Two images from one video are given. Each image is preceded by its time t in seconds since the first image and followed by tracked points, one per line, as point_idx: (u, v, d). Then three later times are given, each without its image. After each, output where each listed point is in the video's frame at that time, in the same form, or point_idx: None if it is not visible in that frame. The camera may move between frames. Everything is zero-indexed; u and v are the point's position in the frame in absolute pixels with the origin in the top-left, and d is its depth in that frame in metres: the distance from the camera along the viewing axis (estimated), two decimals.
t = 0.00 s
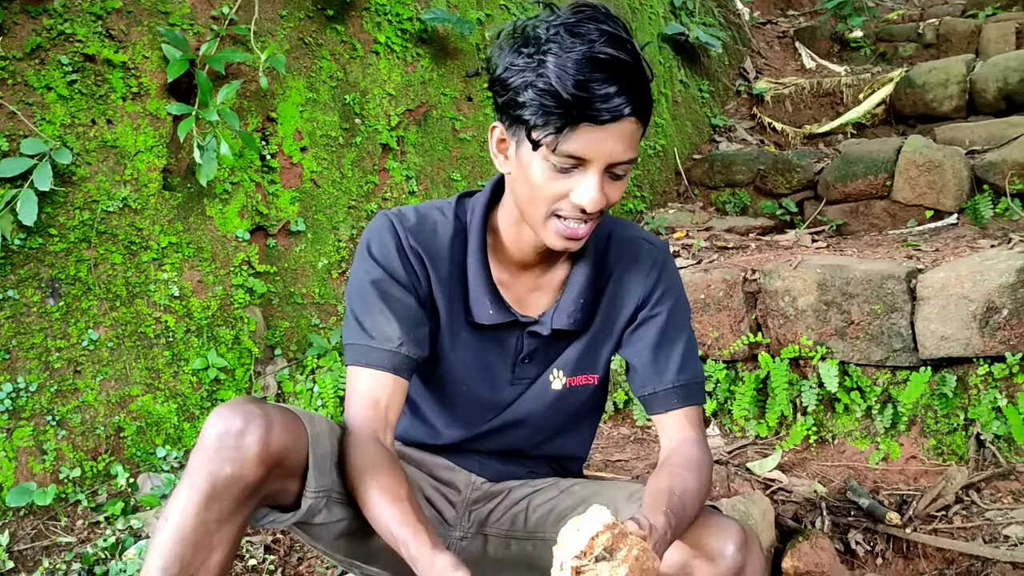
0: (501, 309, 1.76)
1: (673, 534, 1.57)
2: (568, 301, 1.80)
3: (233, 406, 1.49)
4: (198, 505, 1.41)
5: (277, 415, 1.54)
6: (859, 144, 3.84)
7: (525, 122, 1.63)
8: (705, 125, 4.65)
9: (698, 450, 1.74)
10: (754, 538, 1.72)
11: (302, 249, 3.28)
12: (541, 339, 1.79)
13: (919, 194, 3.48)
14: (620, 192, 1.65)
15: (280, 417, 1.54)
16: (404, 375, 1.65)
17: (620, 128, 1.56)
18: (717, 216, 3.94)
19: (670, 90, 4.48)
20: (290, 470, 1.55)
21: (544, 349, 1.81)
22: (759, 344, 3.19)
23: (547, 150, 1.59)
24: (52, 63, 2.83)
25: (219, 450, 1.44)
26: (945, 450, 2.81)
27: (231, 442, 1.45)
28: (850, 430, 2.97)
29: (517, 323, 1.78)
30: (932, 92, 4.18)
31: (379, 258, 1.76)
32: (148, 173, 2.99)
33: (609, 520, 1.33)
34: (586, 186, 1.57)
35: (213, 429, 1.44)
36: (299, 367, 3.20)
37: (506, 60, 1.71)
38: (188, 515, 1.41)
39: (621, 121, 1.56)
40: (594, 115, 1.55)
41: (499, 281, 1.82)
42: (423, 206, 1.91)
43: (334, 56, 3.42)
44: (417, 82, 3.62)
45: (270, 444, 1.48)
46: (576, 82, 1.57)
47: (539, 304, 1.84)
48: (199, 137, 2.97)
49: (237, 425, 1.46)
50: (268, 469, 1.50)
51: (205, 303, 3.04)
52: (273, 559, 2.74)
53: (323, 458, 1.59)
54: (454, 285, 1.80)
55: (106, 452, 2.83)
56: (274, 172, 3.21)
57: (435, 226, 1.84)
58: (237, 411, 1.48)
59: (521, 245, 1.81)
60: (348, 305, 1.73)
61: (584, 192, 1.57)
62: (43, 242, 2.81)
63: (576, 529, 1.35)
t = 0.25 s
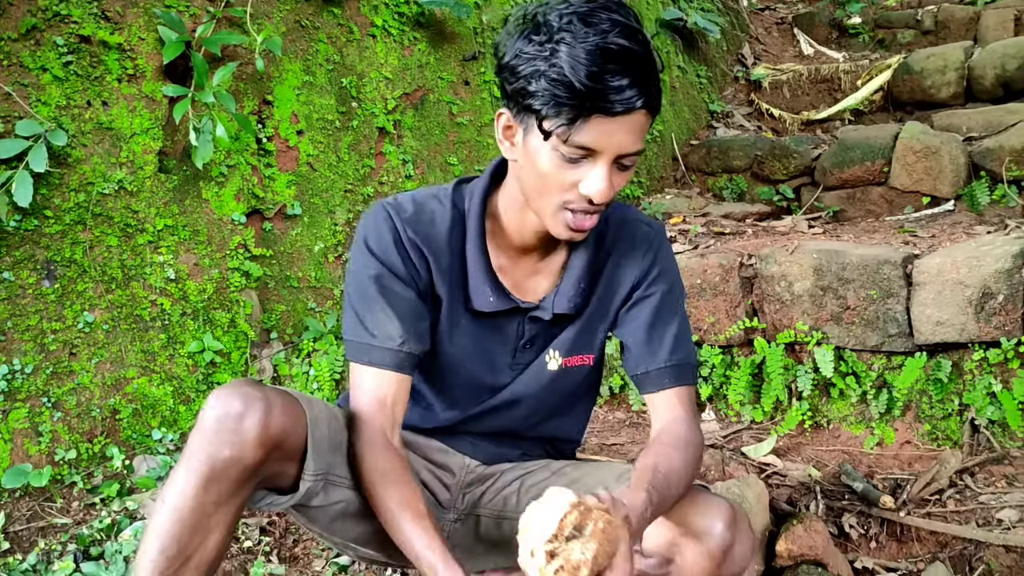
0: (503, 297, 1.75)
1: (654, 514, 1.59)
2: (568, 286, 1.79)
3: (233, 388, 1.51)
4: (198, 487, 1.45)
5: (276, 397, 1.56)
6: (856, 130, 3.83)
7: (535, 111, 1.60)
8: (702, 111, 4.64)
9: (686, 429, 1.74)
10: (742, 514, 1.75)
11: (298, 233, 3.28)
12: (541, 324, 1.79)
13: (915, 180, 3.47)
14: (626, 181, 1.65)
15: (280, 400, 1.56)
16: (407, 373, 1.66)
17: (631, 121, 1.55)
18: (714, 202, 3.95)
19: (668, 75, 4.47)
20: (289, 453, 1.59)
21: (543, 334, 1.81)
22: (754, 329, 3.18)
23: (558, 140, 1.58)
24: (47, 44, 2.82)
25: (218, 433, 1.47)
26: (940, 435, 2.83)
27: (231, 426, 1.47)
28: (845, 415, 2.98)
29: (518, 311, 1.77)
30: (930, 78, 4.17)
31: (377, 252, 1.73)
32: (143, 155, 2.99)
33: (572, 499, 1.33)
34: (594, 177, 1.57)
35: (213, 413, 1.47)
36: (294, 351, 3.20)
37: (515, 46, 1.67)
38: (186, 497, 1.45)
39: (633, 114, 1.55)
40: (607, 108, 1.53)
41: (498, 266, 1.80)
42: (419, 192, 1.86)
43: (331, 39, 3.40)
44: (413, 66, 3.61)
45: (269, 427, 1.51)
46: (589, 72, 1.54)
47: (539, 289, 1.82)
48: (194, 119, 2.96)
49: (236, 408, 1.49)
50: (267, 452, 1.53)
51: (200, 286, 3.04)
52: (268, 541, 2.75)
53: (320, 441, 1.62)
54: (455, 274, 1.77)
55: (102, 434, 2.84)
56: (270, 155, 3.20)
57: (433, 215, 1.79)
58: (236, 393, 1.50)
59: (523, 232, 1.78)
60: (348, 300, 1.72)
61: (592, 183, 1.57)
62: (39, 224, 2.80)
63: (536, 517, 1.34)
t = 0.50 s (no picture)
0: (523, 299, 1.78)
1: (612, 475, 1.65)
2: (581, 277, 1.85)
3: (243, 378, 1.65)
4: (204, 473, 1.56)
5: (283, 387, 1.70)
6: (853, 119, 3.83)
7: (535, 113, 1.59)
8: (700, 100, 4.64)
9: (660, 403, 1.82)
10: (719, 484, 1.91)
11: (294, 220, 3.27)
12: (555, 316, 1.85)
13: (912, 170, 3.47)
14: (627, 182, 1.62)
15: (288, 390, 1.71)
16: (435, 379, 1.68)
17: (631, 124, 1.53)
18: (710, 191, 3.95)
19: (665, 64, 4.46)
20: (295, 440, 1.73)
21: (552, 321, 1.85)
22: (750, 317, 3.18)
23: (557, 142, 1.56)
24: (41, 29, 2.80)
25: (227, 421, 1.60)
26: (935, 424, 2.83)
27: (239, 414, 1.60)
28: (840, 403, 2.98)
29: (536, 309, 1.81)
30: (927, 68, 4.17)
31: (393, 265, 1.75)
32: (138, 141, 2.97)
33: (505, 443, 1.38)
34: (593, 179, 1.55)
35: (222, 401, 1.60)
36: (290, 338, 3.19)
37: (519, 45, 1.64)
38: (193, 482, 1.56)
39: (633, 117, 1.52)
40: (607, 110, 1.51)
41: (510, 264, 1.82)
42: (424, 197, 1.86)
43: (326, 25, 3.39)
44: (410, 53, 3.61)
45: (277, 415, 1.65)
46: (589, 75, 1.52)
47: (548, 281, 1.85)
48: (190, 105, 2.95)
49: (246, 397, 1.62)
50: (273, 440, 1.66)
51: (195, 272, 3.03)
52: (263, 527, 2.75)
53: (325, 428, 1.77)
54: (473, 280, 1.80)
55: (96, 421, 2.83)
56: (265, 141, 3.19)
57: (445, 224, 1.80)
58: (246, 383, 1.64)
59: (529, 228, 1.80)
60: (368, 312, 1.74)
61: (592, 186, 1.55)
62: (33, 209, 2.78)
63: (473, 462, 1.40)
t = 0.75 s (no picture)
0: (535, 298, 1.80)
1: (607, 444, 1.72)
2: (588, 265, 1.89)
3: (241, 365, 1.65)
4: (202, 458, 1.57)
5: (282, 374, 1.71)
6: (849, 110, 3.84)
7: (531, 108, 1.57)
8: (696, 91, 4.63)
9: (651, 382, 1.89)
10: (703, 461, 2.02)
11: (289, 209, 3.26)
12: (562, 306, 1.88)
13: (908, 160, 3.48)
14: (622, 178, 1.62)
15: (287, 376, 1.71)
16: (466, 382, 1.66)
17: (627, 119, 1.52)
18: (707, 181, 3.95)
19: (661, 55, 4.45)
20: (292, 427, 1.73)
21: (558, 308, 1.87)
22: (746, 307, 3.18)
23: (553, 137, 1.55)
24: (35, 16, 2.79)
25: (225, 406, 1.60)
26: (929, 413, 2.84)
27: (238, 399, 1.61)
28: (835, 393, 2.99)
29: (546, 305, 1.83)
30: (924, 58, 4.17)
31: (408, 276, 1.71)
32: (133, 130, 2.96)
33: (505, 403, 1.38)
34: (590, 174, 1.54)
35: (220, 386, 1.61)
36: (285, 327, 3.19)
37: (516, 39, 1.63)
38: (191, 467, 1.57)
39: (629, 112, 1.52)
40: (603, 106, 1.50)
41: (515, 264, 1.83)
42: (427, 204, 1.81)
43: (322, 14, 3.38)
44: (405, 42, 3.60)
45: (275, 402, 1.65)
46: (586, 70, 1.51)
47: (547, 275, 1.87)
48: (184, 93, 2.94)
49: (244, 383, 1.63)
50: (271, 426, 1.66)
51: (191, 261, 3.03)
52: (259, 515, 2.75)
53: (322, 416, 1.77)
54: (488, 283, 1.78)
55: (91, 410, 2.83)
56: (261, 130, 3.18)
57: (455, 232, 1.77)
58: (244, 369, 1.65)
59: (528, 222, 1.77)
60: (389, 325, 1.70)
61: (589, 181, 1.54)
62: (27, 197, 2.77)
63: (472, 425, 1.39)
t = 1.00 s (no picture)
0: (536, 288, 1.81)
1: (608, 426, 1.75)
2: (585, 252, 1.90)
3: (241, 354, 1.65)
4: (202, 446, 1.57)
5: (283, 362, 1.71)
6: (847, 101, 3.83)
7: (525, 98, 1.57)
8: (694, 82, 4.63)
9: (648, 367, 1.90)
10: (699, 446, 2.01)
11: (286, 199, 3.26)
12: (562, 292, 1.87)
13: (906, 151, 3.48)
14: (619, 165, 1.62)
15: (287, 364, 1.71)
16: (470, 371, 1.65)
17: (622, 105, 1.52)
18: (704, 172, 3.95)
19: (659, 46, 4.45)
20: (291, 416, 1.73)
21: (557, 296, 1.87)
22: (742, 298, 3.18)
23: (548, 126, 1.54)
24: (30, 4, 2.78)
25: (226, 394, 1.60)
26: (926, 403, 2.84)
27: (239, 387, 1.61)
28: (831, 383, 2.99)
29: (546, 296, 1.83)
30: (921, 49, 4.16)
31: (410, 269, 1.69)
32: (129, 118, 2.95)
33: (518, 381, 1.41)
34: (586, 162, 1.54)
35: (221, 374, 1.61)
36: (282, 317, 3.19)
37: (507, 30, 1.63)
38: (192, 455, 1.57)
39: (624, 98, 1.52)
40: (597, 93, 1.50)
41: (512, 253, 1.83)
42: (425, 197, 1.79)
43: (319, 3, 3.37)
44: (403, 32, 3.59)
45: (275, 390, 1.65)
46: (579, 57, 1.50)
47: (545, 265, 1.87)
48: (181, 82, 2.93)
49: (245, 371, 1.62)
50: (272, 415, 1.66)
51: (187, 251, 3.02)
52: (255, 504, 2.75)
53: (322, 404, 1.77)
54: (487, 273, 1.78)
55: (88, 399, 2.83)
56: (257, 120, 3.17)
57: (453, 225, 1.75)
58: (245, 357, 1.64)
59: (525, 211, 1.78)
60: (392, 317, 1.67)
61: (586, 169, 1.54)
62: (23, 186, 2.76)
63: (485, 405, 1.41)
